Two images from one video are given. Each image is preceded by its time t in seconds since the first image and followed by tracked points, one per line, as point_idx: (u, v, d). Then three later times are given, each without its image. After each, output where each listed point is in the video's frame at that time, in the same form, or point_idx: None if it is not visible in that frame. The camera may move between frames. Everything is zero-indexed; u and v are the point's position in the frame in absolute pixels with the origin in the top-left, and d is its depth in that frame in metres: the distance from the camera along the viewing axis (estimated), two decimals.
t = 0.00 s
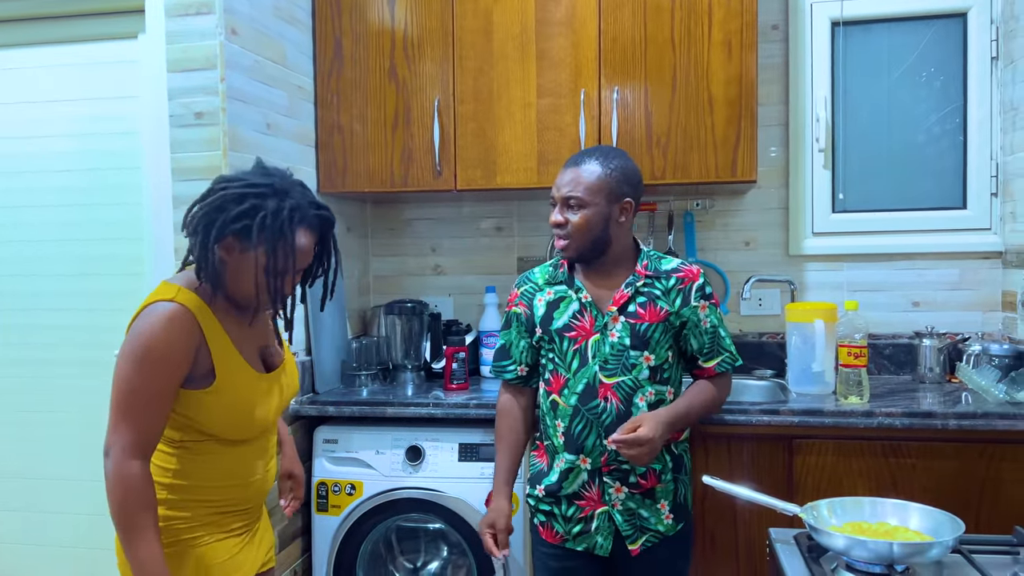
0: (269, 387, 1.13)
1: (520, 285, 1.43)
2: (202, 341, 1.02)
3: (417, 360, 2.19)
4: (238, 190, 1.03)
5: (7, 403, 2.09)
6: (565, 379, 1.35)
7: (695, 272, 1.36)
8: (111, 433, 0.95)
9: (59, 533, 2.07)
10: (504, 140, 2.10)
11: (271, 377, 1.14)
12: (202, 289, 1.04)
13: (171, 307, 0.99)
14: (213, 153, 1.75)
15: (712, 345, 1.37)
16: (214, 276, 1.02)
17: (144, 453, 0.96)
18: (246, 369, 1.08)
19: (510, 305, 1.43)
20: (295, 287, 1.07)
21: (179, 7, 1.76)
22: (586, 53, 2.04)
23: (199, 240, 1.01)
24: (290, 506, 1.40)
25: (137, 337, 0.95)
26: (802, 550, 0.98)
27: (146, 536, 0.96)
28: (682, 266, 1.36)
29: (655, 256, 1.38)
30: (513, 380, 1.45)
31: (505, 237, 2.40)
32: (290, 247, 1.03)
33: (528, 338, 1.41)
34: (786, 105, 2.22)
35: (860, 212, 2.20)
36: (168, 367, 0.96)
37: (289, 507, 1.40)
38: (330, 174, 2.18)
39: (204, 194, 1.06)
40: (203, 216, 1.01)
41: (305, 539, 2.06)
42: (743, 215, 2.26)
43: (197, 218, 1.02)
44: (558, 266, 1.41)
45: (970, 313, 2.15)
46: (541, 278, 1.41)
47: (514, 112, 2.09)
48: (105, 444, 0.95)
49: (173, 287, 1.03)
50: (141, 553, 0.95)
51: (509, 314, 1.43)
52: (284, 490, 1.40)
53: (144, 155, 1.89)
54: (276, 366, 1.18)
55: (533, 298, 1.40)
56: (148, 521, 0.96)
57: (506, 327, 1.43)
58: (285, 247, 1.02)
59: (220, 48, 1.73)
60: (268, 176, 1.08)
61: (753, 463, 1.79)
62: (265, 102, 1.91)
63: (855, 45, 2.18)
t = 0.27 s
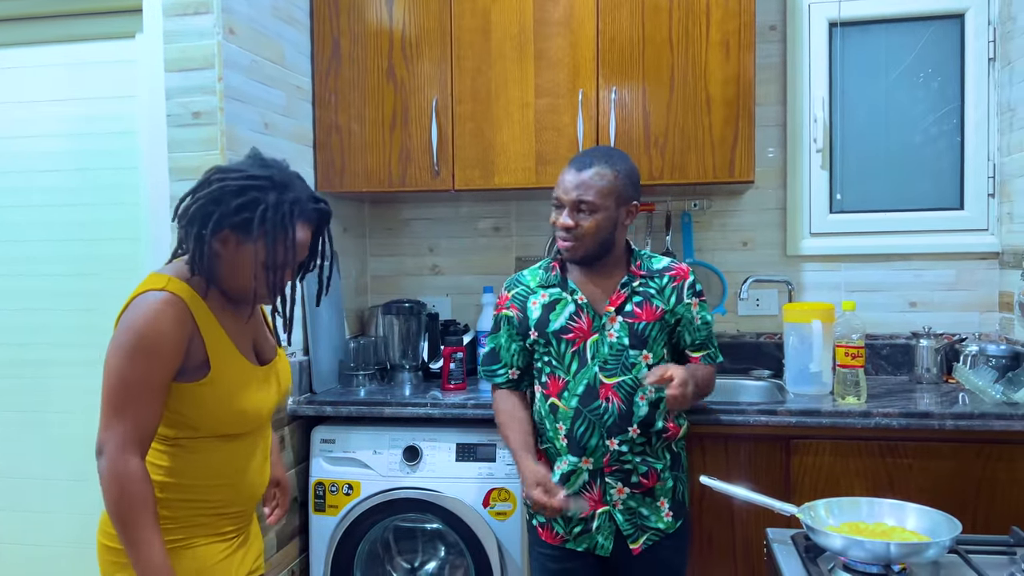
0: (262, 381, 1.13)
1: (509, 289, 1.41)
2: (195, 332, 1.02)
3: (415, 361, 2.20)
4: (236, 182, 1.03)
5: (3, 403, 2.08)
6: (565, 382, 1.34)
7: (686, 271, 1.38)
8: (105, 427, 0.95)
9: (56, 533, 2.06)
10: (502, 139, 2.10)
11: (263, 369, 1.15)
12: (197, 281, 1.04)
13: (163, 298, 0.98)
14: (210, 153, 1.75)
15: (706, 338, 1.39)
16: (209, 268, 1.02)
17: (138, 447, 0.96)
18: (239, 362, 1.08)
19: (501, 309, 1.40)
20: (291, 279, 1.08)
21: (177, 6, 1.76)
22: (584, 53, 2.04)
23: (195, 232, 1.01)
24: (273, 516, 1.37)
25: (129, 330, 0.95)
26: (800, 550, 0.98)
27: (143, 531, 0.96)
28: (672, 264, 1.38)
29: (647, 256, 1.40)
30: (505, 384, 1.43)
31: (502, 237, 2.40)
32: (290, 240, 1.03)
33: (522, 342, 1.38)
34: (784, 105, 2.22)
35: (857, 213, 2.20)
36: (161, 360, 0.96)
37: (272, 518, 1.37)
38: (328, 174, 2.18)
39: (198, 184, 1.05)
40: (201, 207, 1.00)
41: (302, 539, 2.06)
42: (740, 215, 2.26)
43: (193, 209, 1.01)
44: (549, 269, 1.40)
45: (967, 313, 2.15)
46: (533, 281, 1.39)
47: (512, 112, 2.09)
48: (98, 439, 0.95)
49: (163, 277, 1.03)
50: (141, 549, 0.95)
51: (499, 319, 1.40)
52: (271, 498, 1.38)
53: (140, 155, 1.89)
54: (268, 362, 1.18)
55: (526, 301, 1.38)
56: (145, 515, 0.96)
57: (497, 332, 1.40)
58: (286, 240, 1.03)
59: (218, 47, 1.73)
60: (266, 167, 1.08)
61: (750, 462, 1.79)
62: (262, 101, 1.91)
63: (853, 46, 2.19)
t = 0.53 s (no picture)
0: (257, 383, 1.14)
1: (504, 291, 1.37)
2: (190, 329, 1.02)
3: (414, 361, 2.20)
4: (235, 177, 1.02)
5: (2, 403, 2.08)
6: (570, 383, 1.32)
7: (676, 269, 1.40)
8: (97, 426, 0.94)
9: (55, 534, 2.06)
10: (500, 141, 2.10)
11: (259, 368, 1.15)
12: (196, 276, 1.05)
13: (156, 295, 0.98)
14: (209, 154, 1.75)
15: (693, 337, 1.41)
16: (209, 264, 1.03)
17: (131, 446, 0.95)
18: (235, 362, 1.08)
19: (497, 312, 1.36)
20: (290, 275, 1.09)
21: (176, 7, 1.76)
22: (583, 55, 2.04)
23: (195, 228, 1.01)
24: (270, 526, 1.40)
25: (121, 327, 0.95)
26: (799, 551, 0.99)
27: (136, 531, 0.95)
28: (663, 263, 1.40)
29: (637, 256, 1.41)
30: (511, 388, 1.36)
31: (501, 238, 2.40)
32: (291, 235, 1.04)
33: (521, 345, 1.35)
34: (783, 107, 2.23)
35: (856, 214, 2.20)
36: (154, 358, 0.96)
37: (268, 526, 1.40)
38: (326, 175, 2.18)
39: (197, 178, 1.04)
40: (199, 203, 1.00)
41: (301, 540, 2.06)
42: (738, 216, 2.26)
43: (192, 205, 1.01)
44: (546, 270, 1.37)
45: (965, 314, 2.16)
46: (530, 283, 1.36)
47: (511, 113, 2.09)
48: (90, 437, 0.95)
49: (157, 273, 1.03)
50: (133, 549, 0.95)
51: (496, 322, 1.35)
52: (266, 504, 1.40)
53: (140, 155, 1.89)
54: (262, 361, 1.18)
55: (525, 303, 1.35)
56: (138, 516, 0.96)
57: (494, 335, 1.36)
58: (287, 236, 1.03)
59: (217, 48, 1.73)
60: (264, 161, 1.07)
61: (748, 463, 1.79)
62: (261, 102, 1.91)
63: (851, 47, 2.19)
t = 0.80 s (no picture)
0: (253, 389, 1.14)
1: (508, 290, 1.35)
2: (188, 334, 1.02)
3: (412, 362, 2.22)
4: (243, 179, 1.03)
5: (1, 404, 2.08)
6: (576, 383, 1.31)
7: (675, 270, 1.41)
8: (91, 430, 0.94)
9: (54, 535, 2.06)
10: (500, 142, 2.10)
11: (256, 374, 1.15)
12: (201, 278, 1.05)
13: (153, 299, 0.98)
14: (209, 155, 1.75)
15: (691, 340, 1.42)
16: (216, 266, 1.03)
17: (125, 450, 0.95)
18: (233, 368, 1.08)
19: (502, 311, 1.34)
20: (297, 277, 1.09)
21: (176, 8, 1.77)
22: (583, 56, 2.05)
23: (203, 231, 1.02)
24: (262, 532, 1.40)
25: (118, 331, 0.95)
26: (798, 552, 0.99)
27: (125, 536, 0.96)
28: (663, 265, 1.40)
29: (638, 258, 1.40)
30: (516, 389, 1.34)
31: (501, 239, 2.40)
32: (297, 239, 1.04)
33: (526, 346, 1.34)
34: (782, 108, 2.23)
35: (855, 215, 2.20)
36: (151, 363, 0.96)
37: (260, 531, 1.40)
38: (326, 176, 2.18)
39: (204, 180, 1.05)
40: (208, 206, 1.01)
41: (300, 541, 2.06)
42: (737, 217, 2.26)
43: (200, 207, 1.02)
44: (550, 270, 1.36)
45: (964, 315, 2.16)
46: (534, 283, 1.35)
47: (511, 113, 2.09)
48: (84, 441, 0.95)
49: (157, 275, 1.03)
50: (122, 554, 0.95)
51: (501, 321, 1.33)
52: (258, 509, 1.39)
53: (140, 156, 1.89)
54: (258, 368, 1.17)
55: (531, 303, 1.34)
56: (128, 522, 0.96)
57: (498, 334, 1.34)
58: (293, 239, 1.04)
59: (216, 49, 1.73)
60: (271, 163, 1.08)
61: (747, 463, 1.80)
62: (261, 103, 1.91)
63: (850, 49, 2.19)
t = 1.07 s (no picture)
0: (252, 391, 1.14)
1: (515, 281, 1.35)
2: (188, 336, 1.02)
3: (412, 363, 2.23)
4: (242, 178, 1.02)
5: None
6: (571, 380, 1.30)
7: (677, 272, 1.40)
8: (91, 433, 0.94)
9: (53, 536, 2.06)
10: (499, 143, 2.10)
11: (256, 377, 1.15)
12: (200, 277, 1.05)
13: (153, 301, 0.98)
14: (208, 156, 1.75)
15: (705, 338, 1.39)
16: (215, 265, 1.03)
17: (125, 453, 0.95)
18: (233, 371, 1.08)
19: (509, 300, 1.33)
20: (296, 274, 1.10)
21: (175, 8, 1.77)
22: (583, 57, 2.05)
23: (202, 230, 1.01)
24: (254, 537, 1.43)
25: (119, 333, 0.94)
26: (798, 553, 0.99)
27: (126, 540, 0.95)
28: (663, 266, 1.40)
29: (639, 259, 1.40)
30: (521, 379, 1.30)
31: (500, 239, 2.40)
32: (297, 236, 1.05)
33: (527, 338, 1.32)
34: (781, 109, 2.23)
35: (854, 216, 2.20)
36: (152, 365, 0.96)
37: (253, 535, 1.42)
38: (325, 176, 2.18)
39: (200, 178, 1.04)
40: (207, 205, 1.01)
41: (299, 542, 2.05)
42: (737, 218, 2.26)
43: (199, 206, 1.01)
44: (553, 266, 1.36)
45: (963, 316, 2.16)
46: (539, 276, 1.35)
47: (510, 114, 2.09)
48: (84, 444, 0.94)
49: (157, 275, 1.03)
50: (124, 557, 0.95)
51: (508, 310, 1.32)
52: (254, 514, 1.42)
53: (139, 156, 1.89)
54: (256, 370, 1.17)
55: (536, 295, 1.33)
56: (130, 526, 0.96)
57: (506, 322, 1.32)
58: (294, 236, 1.05)
59: (216, 50, 1.73)
60: (268, 160, 1.07)
61: (746, 464, 1.80)
62: (260, 104, 1.91)
63: (849, 50, 2.19)
